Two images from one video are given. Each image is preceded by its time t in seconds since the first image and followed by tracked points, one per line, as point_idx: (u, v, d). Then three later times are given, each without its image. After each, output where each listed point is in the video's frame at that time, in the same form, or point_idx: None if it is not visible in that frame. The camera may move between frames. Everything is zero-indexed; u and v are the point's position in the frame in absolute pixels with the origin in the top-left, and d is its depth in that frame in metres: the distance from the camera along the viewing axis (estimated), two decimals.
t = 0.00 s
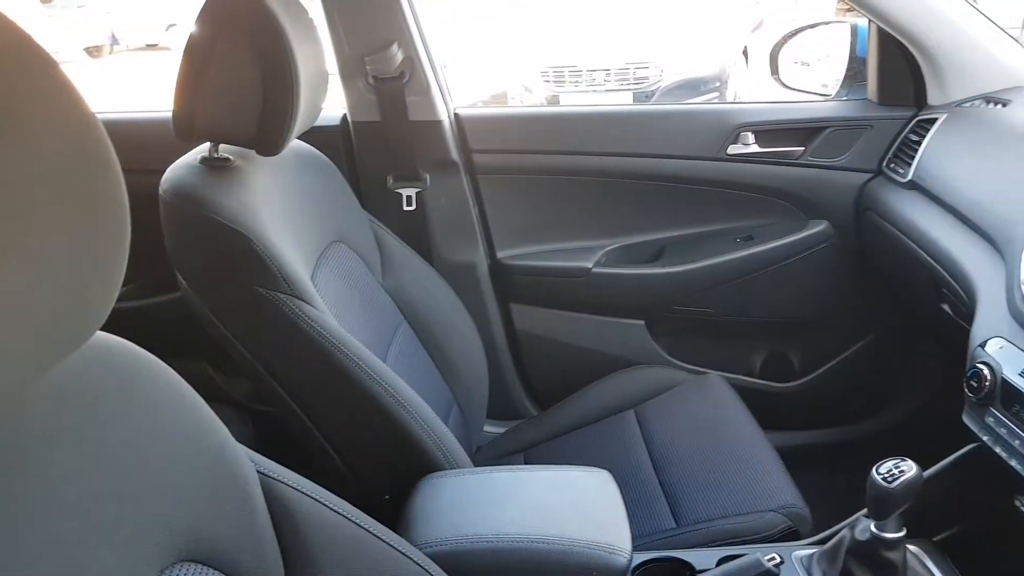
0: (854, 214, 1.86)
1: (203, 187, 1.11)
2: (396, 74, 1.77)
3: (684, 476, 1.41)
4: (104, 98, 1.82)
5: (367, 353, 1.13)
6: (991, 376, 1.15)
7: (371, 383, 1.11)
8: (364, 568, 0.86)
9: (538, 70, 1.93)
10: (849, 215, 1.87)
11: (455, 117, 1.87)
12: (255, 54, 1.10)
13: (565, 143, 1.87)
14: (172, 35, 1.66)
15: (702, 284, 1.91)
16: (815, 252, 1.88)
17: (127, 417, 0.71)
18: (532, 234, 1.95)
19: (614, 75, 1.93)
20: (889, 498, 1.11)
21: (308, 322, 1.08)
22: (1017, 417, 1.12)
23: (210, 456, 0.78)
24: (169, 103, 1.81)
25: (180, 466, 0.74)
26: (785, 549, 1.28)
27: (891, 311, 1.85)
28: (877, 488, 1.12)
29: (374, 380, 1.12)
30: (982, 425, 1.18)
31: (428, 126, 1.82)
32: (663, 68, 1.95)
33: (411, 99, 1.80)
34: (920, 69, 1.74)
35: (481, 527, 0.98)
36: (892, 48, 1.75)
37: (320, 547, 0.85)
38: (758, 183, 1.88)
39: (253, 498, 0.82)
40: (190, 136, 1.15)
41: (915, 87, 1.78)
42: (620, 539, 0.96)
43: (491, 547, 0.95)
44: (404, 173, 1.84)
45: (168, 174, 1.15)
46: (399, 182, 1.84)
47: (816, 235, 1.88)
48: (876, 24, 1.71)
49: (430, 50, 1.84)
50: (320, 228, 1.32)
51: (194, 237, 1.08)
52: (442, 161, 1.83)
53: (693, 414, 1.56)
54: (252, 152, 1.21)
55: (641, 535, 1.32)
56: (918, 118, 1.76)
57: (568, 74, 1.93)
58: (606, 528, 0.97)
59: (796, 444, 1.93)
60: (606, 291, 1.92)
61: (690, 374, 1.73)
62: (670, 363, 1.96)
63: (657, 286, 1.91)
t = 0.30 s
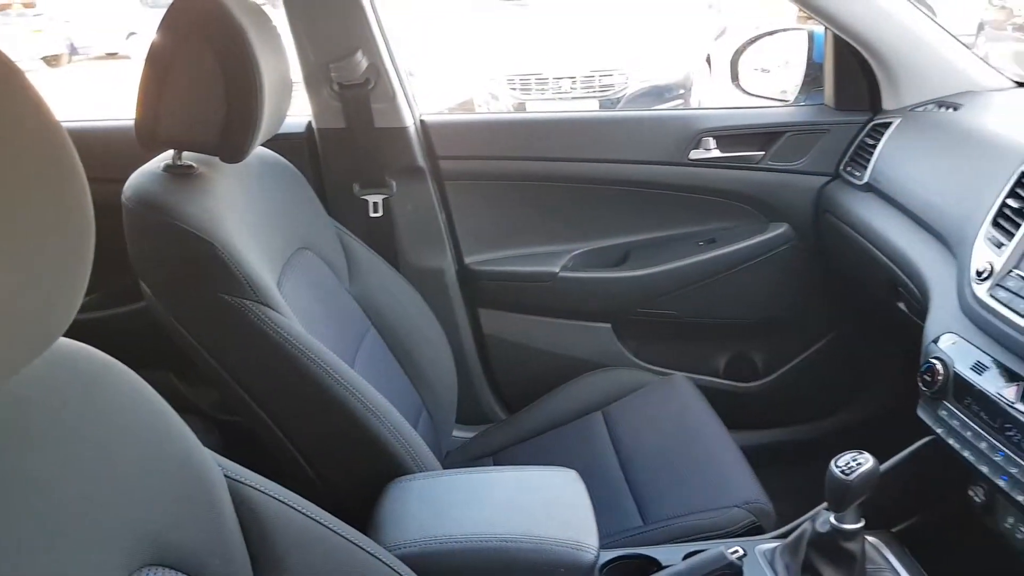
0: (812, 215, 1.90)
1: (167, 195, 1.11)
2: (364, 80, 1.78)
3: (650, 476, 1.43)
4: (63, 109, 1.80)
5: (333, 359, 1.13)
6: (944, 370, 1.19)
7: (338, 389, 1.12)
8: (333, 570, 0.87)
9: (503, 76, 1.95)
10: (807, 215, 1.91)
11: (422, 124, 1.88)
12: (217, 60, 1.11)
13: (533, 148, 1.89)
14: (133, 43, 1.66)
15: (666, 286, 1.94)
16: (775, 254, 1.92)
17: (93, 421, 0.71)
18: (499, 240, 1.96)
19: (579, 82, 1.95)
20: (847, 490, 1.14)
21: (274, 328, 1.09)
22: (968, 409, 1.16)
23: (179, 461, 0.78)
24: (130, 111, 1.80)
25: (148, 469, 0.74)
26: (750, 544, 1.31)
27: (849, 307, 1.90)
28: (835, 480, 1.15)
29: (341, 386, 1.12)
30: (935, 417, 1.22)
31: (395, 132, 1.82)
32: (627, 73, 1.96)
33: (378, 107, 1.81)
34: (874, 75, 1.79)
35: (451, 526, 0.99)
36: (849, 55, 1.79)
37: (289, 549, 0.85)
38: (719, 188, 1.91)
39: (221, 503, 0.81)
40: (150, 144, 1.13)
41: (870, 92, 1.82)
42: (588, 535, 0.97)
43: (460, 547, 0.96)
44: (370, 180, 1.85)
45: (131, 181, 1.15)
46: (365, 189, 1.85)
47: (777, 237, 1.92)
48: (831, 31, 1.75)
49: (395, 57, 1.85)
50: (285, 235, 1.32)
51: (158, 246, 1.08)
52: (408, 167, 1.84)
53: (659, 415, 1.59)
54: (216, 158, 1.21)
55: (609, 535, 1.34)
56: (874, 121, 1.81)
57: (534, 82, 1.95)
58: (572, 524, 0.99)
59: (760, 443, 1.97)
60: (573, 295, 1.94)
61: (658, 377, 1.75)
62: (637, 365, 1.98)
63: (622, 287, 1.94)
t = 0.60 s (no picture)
0: (764, 214, 1.95)
1: (119, 202, 1.10)
2: (319, 85, 1.78)
3: (611, 473, 1.45)
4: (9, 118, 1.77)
5: (292, 364, 1.13)
6: (892, 362, 1.23)
7: (298, 394, 1.11)
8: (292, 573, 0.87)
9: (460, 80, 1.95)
10: (759, 215, 1.95)
11: (379, 129, 1.89)
12: (166, 64, 1.10)
13: (491, 151, 1.90)
14: (81, 51, 1.63)
15: (624, 286, 1.96)
16: (730, 253, 1.96)
17: (48, 425, 0.70)
18: (459, 243, 1.97)
19: (538, 89, 1.94)
20: (802, 478, 1.16)
21: (231, 335, 1.08)
22: (915, 398, 1.19)
23: (135, 464, 0.78)
24: (79, 119, 1.77)
25: (106, 472, 0.74)
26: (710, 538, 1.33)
27: (803, 304, 1.94)
28: (789, 469, 1.18)
29: (301, 391, 1.12)
30: (884, 408, 1.25)
31: (352, 138, 1.82)
32: (584, 78, 1.95)
33: (334, 112, 1.81)
34: (821, 78, 1.84)
35: (413, 527, 0.99)
36: (798, 59, 1.83)
37: (250, 552, 0.85)
38: (674, 189, 1.95)
39: (180, 507, 0.81)
40: (101, 150, 1.12)
41: (818, 94, 1.87)
42: (550, 531, 0.99)
43: (422, 547, 0.97)
44: (327, 185, 1.84)
45: (80, 189, 1.13)
46: (321, 195, 1.85)
47: (731, 237, 1.96)
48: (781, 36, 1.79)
49: (350, 63, 1.84)
50: (241, 241, 1.32)
51: (111, 253, 1.07)
52: (365, 172, 1.84)
53: (619, 413, 1.60)
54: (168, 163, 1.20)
55: (572, 532, 1.36)
56: (822, 121, 1.87)
57: (492, 88, 1.94)
58: (534, 521, 1.00)
59: (719, 438, 2.00)
60: (532, 297, 1.95)
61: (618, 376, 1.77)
62: (598, 365, 2.00)
63: (581, 288, 1.95)
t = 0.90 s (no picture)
0: (721, 212, 1.99)
1: (72, 204, 1.09)
2: (277, 87, 1.77)
3: (575, 469, 1.46)
4: None
5: (251, 364, 1.12)
6: (845, 353, 1.26)
7: (258, 394, 1.10)
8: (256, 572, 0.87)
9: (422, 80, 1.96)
10: (717, 213, 1.99)
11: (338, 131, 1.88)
12: (121, 65, 1.09)
13: (451, 152, 1.91)
14: (30, 56, 1.61)
15: (586, 285, 1.98)
16: (689, 252, 1.99)
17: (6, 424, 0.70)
18: (420, 244, 1.97)
19: (498, 91, 1.96)
20: (759, 468, 1.19)
21: (189, 335, 1.07)
22: (867, 387, 1.23)
23: (94, 464, 0.77)
24: (30, 124, 1.74)
25: (66, 472, 0.73)
26: (671, 529, 1.35)
27: (761, 299, 1.98)
28: (747, 460, 1.20)
29: (262, 392, 1.11)
30: (838, 397, 1.29)
31: (311, 140, 1.81)
32: (544, 81, 1.98)
33: (292, 115, 1.80)
34: (775, 79, 1.88)
35: (378, 524, 0.99)
36: (751, 60, 1.88)
37: (212, 551, 0.85)
38: (633, 188, 1.97)
39: (140, 507, 0.81)
40: (54, 152, 1.11)
41: (771, 95, 1.91)
42: (515, 526, 1.00)
43: (386, 544, 0.97)
44: (287, 187, 1.84)
45: (32, 193, 1.12)
46: (281, 197, 1.84)
47: (689, 235, 1.99)
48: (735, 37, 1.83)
49: (309, 65, 1.84)
50: (198, 243, 1.31)
51: (64, 255, 1.06)
52: (325, 173, 1.84)
53: (582, 410, 1.62)
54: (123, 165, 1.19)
55: (537, 528, 1.37)
56: (776, 121, 1.91)
57: (453, 92, 1.95)
58: (499, 516, 1.00)
59: (681, 434, 2.03)
60: (495, 297, 1.96)
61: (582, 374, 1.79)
62: (561, 364, 2.01)
63: (543, 288, 1.96)
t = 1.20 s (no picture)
0: (687, 210, 2.01)
1: (34, 203, 1.08)
2: (242, 86, 1.76)
3: (546, 466, 1.47)
4: None
5: (219, 364, 1.11)
6: (808, 345, 1.28)
7: (226, 393, 1.10)
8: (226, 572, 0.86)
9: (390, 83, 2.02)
10: (683, 211, 2.01)
11: (304, 130, 1.87)
12: (85, 64, 1.08)
13: (418, 152, 1.91)
14: None
15: (556, 283, 1.99)
16: (656, 250, 2.01)
17: None
18: (389, 245, 1.97)
19: (466, 94, 2.02)
20: (727, 459, 1.21)
21: (156, 336, 1.06)
22: (829, 378, 1.25)
23: (58, 461, 0.76)
24: None
25: (32, 469, 0.72)
26: (642, 522, 1.36)
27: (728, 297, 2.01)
28: (714, 452, 1.22)
29: (230, 392, 1.10)
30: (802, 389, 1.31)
31: (278, 139, 1.80)
32: (513, 83, 2.05)
33: (256, 114, 1.78)
34: (739, 79, 1.90)
35: (349, 522, 0.99)
36: (716, 61, 1.90)
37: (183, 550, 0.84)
38: (599, 187, 1.99)
39: (109, 506, 0.80)
40: (15, 150, 1.10)
41: (735, 95, 1.94)
42: (486, 519, 1.00)
43: (357, 541, 0.96)
44: (252, 188, 1.82)
45: None
46: (247, 197, 1.82)
47: (656, 234, 2.01)
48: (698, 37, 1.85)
49: (276, 66, 1.82)
50: (163, 243, 1.29)
51: (26, 255, 1.05)
52: (291, 172, 1.83)
53: (552, 408, 1.63)
54: (84, 164, 1.18)
55: (509, 525, 1.37)
56: (740, 121, 1.94)
57: (421, 92, 2.01)
58: (470, 510, 1.01)
59: (651, 431, 2.04)
60: (464, 296, 1.96)
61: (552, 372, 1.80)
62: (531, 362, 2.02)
63: (513, 287, 1.97)
